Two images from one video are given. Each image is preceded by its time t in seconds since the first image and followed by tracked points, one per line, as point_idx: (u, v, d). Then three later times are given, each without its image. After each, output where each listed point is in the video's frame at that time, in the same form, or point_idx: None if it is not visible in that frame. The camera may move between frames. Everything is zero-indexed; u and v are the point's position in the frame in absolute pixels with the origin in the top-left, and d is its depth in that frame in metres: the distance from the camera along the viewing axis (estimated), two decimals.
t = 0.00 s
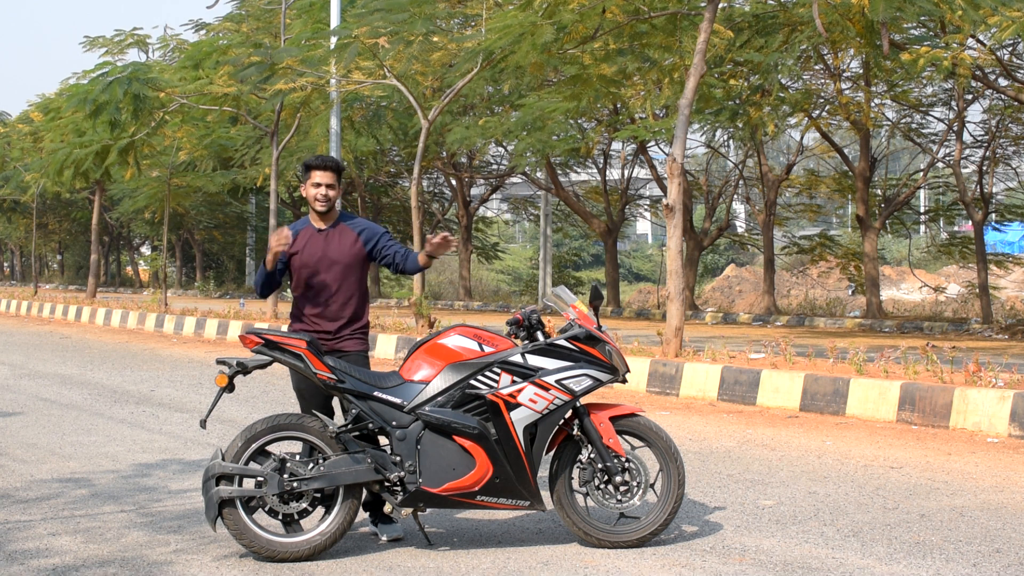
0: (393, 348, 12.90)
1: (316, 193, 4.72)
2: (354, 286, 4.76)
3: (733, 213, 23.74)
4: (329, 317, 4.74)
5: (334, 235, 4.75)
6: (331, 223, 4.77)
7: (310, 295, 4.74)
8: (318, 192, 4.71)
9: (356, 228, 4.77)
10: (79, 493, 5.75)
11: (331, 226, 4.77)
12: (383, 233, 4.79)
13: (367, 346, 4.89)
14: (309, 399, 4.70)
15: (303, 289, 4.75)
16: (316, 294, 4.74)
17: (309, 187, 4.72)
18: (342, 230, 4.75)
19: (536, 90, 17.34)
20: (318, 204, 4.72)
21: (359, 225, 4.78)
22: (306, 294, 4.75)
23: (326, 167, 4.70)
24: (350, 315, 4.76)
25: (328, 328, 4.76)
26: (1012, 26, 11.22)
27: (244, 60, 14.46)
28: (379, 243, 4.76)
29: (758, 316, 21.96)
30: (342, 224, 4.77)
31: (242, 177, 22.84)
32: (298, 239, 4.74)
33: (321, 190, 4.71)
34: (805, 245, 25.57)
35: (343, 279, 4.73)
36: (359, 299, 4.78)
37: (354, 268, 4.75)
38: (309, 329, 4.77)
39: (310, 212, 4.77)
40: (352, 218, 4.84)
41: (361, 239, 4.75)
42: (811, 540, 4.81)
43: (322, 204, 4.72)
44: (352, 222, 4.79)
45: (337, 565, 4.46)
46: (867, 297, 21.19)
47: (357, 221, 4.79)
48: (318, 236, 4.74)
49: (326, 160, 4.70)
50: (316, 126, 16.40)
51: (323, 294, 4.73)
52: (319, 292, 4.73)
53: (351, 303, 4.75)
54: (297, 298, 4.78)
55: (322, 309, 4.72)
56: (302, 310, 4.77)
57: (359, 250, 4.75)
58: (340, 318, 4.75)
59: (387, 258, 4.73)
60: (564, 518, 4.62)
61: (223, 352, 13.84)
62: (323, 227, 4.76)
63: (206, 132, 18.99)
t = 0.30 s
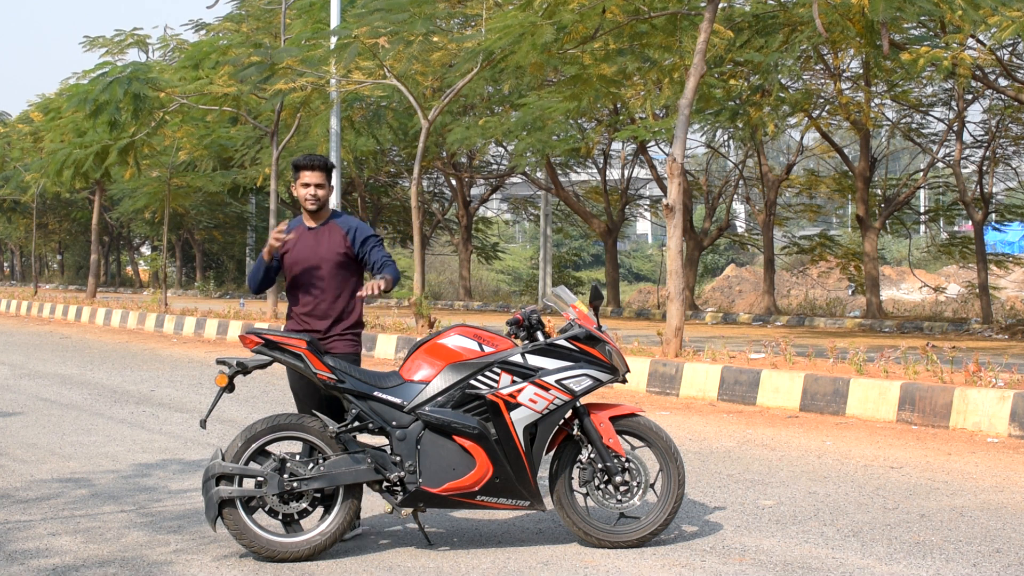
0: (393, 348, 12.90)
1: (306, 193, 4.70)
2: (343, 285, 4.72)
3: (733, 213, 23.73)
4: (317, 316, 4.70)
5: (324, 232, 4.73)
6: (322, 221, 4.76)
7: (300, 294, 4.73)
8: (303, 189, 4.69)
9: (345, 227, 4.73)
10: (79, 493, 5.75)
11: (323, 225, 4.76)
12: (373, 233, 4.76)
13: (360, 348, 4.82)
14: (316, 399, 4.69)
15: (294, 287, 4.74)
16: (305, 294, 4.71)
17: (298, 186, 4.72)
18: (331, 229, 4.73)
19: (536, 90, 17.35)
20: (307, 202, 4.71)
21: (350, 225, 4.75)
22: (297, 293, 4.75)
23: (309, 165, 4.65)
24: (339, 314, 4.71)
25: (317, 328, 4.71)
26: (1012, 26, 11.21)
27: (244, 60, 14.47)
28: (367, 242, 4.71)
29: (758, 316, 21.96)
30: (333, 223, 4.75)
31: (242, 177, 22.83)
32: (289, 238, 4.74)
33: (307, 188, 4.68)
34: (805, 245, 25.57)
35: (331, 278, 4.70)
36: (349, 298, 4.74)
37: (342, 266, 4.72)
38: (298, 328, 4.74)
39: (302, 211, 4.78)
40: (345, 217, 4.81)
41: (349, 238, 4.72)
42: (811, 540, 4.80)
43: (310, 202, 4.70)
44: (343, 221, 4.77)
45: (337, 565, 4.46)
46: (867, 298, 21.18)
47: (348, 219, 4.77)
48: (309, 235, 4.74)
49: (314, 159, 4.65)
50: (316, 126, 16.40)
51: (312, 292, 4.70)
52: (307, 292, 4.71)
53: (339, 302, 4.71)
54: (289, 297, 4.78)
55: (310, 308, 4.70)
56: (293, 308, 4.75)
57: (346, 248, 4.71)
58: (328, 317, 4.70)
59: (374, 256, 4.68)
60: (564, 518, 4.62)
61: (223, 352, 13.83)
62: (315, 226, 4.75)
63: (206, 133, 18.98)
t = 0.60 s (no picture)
0: (393, 348, 12.90)
1: (300, 192, 4.69)
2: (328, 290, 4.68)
3: (733, 213, 23.72)
4: (302, 319, 4.69)
5: (314, 235, 4.71)
6: (315, 223, 4.74)
7: (287, 295, 4.72)
8: (296, 187, 4.68)
9: (335, 231, 4.70)
10: (79, 493, 5.75)
11: (314, 227, 4.74)
12: (363, 241, 4.70)
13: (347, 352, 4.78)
14: (314, 387, 4.66)
15: (282, 287, 4.74)
16: (292, 294, 4.70)
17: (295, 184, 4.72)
18: (321, 232, 4.70)
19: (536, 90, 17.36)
20: (300, 202, 4.70)
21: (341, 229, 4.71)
22: (284, 294, 4.74)
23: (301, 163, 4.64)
24: (323, 319, 4.68)
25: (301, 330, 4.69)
26: (1012, 26, 11.21)
27: (244, 60, 14.48)
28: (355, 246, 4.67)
29: (758, 316, 21.95)
30: (324, 226, 4.73)
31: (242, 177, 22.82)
32: (281, 238, 4.75)
33: (299, 186, 4.67)
34: (805, 245, 25.58)
35: (315, 281, 4.67)
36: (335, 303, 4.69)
37: (329, 270, 4.69)
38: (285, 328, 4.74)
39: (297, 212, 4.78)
40: (339, 220, 4.77)
41: (338, 243, 4.68)
42: (811, 540, 4.81)
43: (302, 202, 4.69)
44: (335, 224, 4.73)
45: (337, 565, 4.46)
46: (867, 298, 21.18)
47: (340, 224, 4.72)
48: (299, 236, 4.73)
49: (309, 158, 4.65)
50: (316, 126, 16.40)
51: (297, 295, 4.69)
52: (294, 293, 4.70)
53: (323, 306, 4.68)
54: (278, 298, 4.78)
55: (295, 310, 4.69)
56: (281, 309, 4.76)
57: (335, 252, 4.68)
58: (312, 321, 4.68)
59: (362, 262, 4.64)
60: (564, 518, 4.62)
61: (223, 352, 13.83)
62: (307, 227, 4.74)
63: (206, 133, 18.98)
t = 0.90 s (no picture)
0: (393, 348, 12.90)
1: (260, 196, 4.65)
2: (291, 293, 4.62)
3: (733, 213, 23.72)
4: (263, 324, 4.63)
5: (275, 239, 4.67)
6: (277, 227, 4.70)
7: (250, 300, 4.67)
8: (255, 190, 4.64)
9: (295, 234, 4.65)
10: (79, 493, 5.75)
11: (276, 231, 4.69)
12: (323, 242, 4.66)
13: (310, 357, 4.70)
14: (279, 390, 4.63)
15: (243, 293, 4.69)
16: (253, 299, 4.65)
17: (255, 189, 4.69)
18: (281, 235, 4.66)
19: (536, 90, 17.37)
20: (261, 205, 4.66)
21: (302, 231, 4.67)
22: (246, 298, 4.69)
23: (259, 166, 4.60)
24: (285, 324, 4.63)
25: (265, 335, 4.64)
26: (1012, 26, 11.21)
27: (244, 60, 14.48)
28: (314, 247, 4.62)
29: (758, 316, 21.96)
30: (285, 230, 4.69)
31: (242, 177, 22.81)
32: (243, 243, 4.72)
33: (258, 190, 4.64)
34: (805, 245, 25.60)
35: (274, 285, 4.61)
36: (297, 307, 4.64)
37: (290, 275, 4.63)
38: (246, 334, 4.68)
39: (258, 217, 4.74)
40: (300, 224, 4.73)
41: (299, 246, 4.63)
42: (811, 540, 4.80)
43: (262, 205, 4.65)
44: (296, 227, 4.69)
45: (337, 565, 4.46)
46: (867, 298, 21.19)
47: (300, 228, 4.69)
48: (259, 241, 4.68)
49: (267, 162, 4.61)
50: (316, 126, 16.39)
51: (258, 299, 4.63)
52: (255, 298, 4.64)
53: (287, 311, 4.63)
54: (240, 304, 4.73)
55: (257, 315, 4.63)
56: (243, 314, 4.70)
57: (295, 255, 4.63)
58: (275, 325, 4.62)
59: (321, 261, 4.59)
60: (565, 518, 4.62)
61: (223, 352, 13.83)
62: (267, 231, 4.70)
63: (206, 133, 18.98)
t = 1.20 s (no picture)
0: (393, 348, 12.90)
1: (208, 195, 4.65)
2: (238, 292, 4.65)
3: (733, 213, 23.72)
4: (210, 324, 4.66)
5: (222, 238, 4.68)
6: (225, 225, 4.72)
7: (198, 298, 4.70)
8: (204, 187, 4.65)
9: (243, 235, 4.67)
10: (79, 493, 5.75)
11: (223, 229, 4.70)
12: (272, 243, 4.69)
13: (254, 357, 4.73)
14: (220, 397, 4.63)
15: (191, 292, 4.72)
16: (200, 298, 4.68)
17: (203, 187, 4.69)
18: (229, 235, 4.67)
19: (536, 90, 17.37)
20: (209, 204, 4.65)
21: (249, 230, 4.69)
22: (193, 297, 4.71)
23: (208, 165, 4.60)
24: (231, 324, 4.65)
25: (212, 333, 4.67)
26: (1012, 26, 11.21)
27: (244, 60, 14.48)
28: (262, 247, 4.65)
29: (758, 316, 21.95)
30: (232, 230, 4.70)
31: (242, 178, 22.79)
32: (191, 241, 4.72)
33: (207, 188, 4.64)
34: (805, 245, 25.60)
35: (223, 285, 4.64)
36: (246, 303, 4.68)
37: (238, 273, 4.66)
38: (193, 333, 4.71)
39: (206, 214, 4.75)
40: (248, 223, 4.74)
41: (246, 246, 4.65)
42: (811, 540, 4.80)
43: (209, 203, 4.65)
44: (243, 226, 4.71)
45: (337, 565, 4.46)
46: (867, 298, 21.19)
47: (248, 227, 4.70)
48: (206, 240, 4.69)
49: (217, 161, 4.61)
50: (316, 126, 16.39)
51: (205, 298, 4.66)
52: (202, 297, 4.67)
53: (233, 310, 4.65)
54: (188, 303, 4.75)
55: (205, 313, 4.66)
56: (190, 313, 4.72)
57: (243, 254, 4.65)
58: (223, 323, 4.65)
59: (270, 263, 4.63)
60: (564, 518, 4.62)
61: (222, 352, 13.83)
62: (215, 230, 4.71)
63: (206, 132, 18.98)
